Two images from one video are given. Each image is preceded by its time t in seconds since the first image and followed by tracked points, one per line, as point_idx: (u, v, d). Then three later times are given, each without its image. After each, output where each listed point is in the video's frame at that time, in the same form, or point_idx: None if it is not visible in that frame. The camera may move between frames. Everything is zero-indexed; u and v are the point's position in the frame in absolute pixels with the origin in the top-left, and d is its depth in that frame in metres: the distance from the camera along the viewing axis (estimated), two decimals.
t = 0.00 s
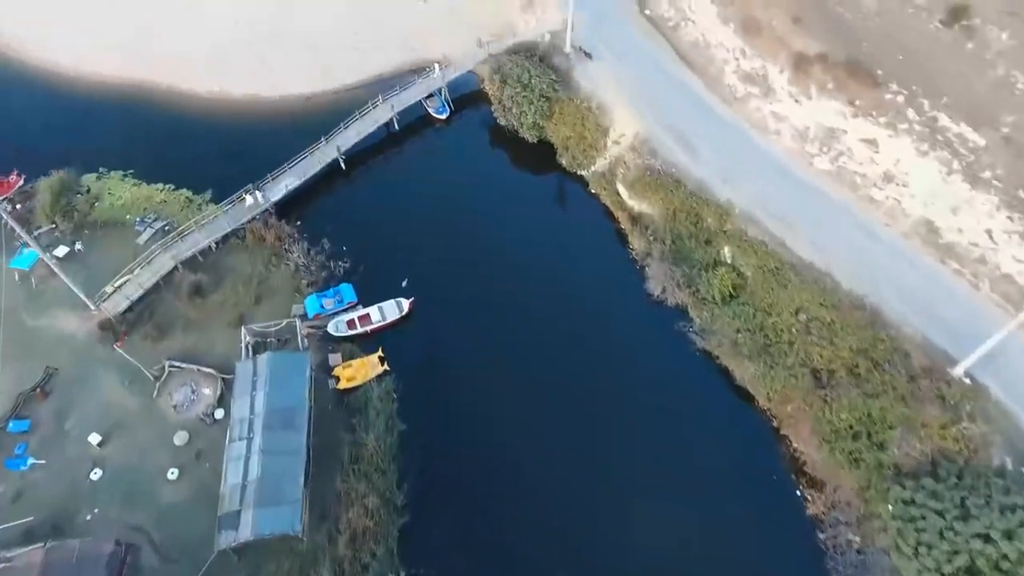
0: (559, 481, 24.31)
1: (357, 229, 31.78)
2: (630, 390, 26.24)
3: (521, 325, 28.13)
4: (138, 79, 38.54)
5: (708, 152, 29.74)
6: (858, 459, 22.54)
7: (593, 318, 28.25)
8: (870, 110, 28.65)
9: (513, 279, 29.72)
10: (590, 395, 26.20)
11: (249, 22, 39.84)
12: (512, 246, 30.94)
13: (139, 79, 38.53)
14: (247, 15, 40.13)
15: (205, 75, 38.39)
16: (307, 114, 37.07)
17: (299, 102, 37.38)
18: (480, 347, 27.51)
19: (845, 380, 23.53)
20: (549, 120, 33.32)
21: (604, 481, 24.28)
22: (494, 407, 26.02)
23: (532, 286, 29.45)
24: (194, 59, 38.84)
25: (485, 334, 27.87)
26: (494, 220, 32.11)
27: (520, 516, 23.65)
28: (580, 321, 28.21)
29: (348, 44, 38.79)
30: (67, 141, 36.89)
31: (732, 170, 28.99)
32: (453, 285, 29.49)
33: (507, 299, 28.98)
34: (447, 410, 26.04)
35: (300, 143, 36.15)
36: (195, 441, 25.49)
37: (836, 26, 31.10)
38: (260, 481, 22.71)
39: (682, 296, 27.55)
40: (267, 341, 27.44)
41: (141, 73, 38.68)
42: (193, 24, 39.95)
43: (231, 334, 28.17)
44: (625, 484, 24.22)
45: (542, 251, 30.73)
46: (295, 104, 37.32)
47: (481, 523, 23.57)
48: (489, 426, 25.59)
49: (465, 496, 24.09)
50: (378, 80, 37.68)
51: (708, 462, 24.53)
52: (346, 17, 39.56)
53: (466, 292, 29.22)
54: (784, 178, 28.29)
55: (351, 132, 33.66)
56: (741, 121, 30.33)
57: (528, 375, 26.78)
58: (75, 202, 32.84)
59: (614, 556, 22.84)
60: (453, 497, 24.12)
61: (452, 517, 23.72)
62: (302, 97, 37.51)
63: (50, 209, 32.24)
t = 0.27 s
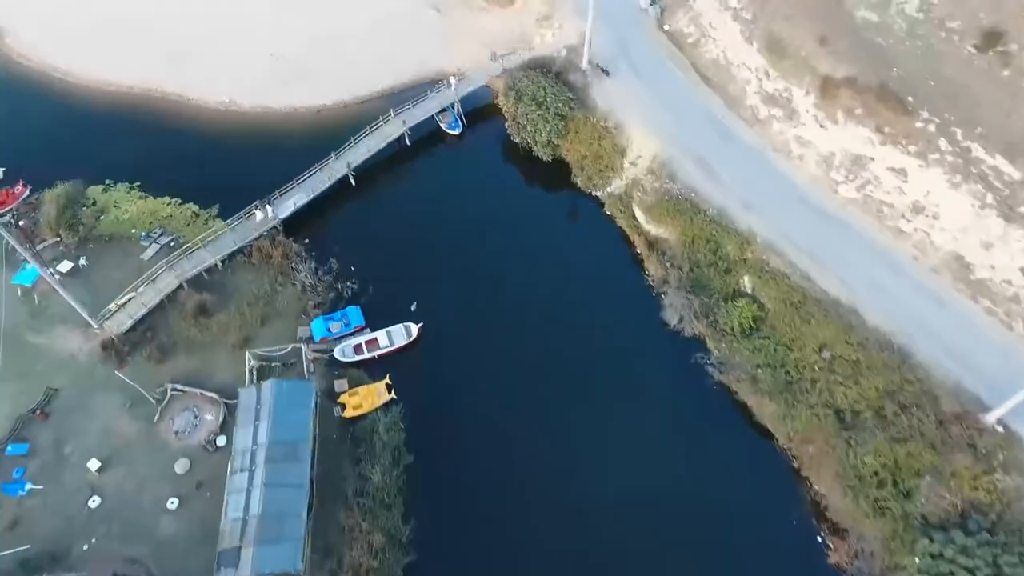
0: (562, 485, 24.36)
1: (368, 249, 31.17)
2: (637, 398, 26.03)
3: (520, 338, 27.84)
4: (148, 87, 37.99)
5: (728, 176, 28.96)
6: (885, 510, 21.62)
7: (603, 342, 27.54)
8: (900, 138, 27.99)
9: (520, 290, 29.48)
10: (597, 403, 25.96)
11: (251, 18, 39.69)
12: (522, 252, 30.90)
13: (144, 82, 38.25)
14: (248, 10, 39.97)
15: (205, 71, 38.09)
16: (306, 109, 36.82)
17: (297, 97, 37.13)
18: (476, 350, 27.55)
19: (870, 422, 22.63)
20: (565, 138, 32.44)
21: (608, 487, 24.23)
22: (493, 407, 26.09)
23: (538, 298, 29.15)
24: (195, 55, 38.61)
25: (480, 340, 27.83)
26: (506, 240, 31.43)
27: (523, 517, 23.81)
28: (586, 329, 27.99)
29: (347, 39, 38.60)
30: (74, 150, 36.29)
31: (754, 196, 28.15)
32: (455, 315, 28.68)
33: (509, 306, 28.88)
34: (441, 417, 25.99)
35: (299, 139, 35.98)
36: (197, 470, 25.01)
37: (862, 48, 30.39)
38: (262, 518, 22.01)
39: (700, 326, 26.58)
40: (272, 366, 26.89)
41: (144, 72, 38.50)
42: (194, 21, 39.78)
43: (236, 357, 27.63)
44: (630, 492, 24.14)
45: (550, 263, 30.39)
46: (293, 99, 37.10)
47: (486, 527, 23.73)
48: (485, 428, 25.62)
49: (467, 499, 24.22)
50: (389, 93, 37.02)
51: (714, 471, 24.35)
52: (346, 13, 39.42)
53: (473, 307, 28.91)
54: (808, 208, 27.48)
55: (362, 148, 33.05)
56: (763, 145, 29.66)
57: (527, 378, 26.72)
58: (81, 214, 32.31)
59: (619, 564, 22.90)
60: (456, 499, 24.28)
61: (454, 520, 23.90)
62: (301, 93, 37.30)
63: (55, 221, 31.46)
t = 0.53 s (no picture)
0: (582, 506, 24.08)
1: (380, 268, 30.43)
2: (661, 428, 25.35)
3: (538, 357, 27.32)
4: (162, 95, 37.50)
5: (755, 205, 27.98)
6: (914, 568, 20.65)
7: (626, 371, 26.76)
8: (936, 171, 26.97)
9: (538, 309, 28.79)
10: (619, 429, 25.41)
11: (250, 16, 39.31)
12: (540, 270, 30.14)
13: (144, 84, 37.98)
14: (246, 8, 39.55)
15: (204, 70, 37.85)
16: (305, 108, 36.52)
17: (297, 98, 36.79)
18: (491, 369, 27.10)
19: (900, 472, 21.79)
20: (584, 159, 31.52)
21: (629, 511, 23.88)
22: (512, 424, 25.75)
23: (556, 319, 28.44)
24: (195, 54, 38.33)
25: (497, 358, 27.36)
26: (524, 259, 30.58)
27: (540, 536, 23.61)
28: (609, 354, 27.28)
29: (348, 39, 38.25)
30: (87, 158, 35.82)
31: (780, 227, 27.19)
32: (473, 334, 28.07)
33: (527, 324, 28.28)
34: (455, 439, 25.54)
35: (298, 138, 35.77)
36: (199, 496, 24.37)
37: (900, 73, 29.59)
38: (265, 554, 21.32)
39: (721, 361, 25.59)
40: (278, 388, 26.14)
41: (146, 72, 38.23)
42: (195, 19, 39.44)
43: (243, 378, 26.93)
44: (651, 518, 23.73)
45: (569, 281, 29.66)
46: (293, 99, 36.75)
47: (503, 544, 23.57)
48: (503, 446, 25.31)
49: (484, 518, 23.98)
50: (405, 106, 36.28)
51: (734, 510, 23.60)
52: (360, 21, 38.83)
53: (490, 324, 28.33)
54: (838, 241, 26.40)
55: (378, 164, 32.43)
56: (791, 171, 28.63)
57: (546, 398, 26.26)
58: (91, 225, 31.83)
59: None
60: (473, 515, 24.07)
61: (472, 536, 23.72)
62: (301, 92, 36.98)
63: (64, 232, 31.05)
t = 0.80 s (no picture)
0: (602, 528, 23.51)
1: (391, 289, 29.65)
2: (681, 459, 24.63)
3: (556, 377, 26.76)
4: (177, 103, 37.10)
5: (780, 235, 26.90)
6: None
7: (646, 399, 26.05)
8: (974, 209, 26.13)
9: (556, 329, 28.12)
10: (639, 456, 24.83)
11: (249, 16, 39.75)
12: (558, 290, 29.41)
13: (142, 80, 38.06)
14: (244, 7, 40.11)
15: (201, 66, 38.06)
16: (306, 105, 36.52)
17: (298, 95, 36.88)
18: (509, 385, 26.60)
19: (930, 529, 20.82)
20: (604, 181, 30.64)
21: (649, 537, 23.24)
22: (529, 442, 25.25)
23: (573, 342, 27.74)
24: (191, 50, 38.61)
25: (515, 376, 26.80)
26: (543, 280, 29.81)
27: (558, 556, 23.09)
28: (628, 380, 26.58)
29: (348, 39, 38.61)
30: (98, 165, 35.37)
31: (805, 259, 26.11)
32: (492, 350, 27.52)
33: (544, 343, 27.69)
34: (470, 460, 25.00)
35: (299, 135, 35.69)
36: (200, 524, 23.72)
37: (938, 104, 28.89)
38: None
39: (742, 400, 24.67)
40: (284, 413, 25.51)
41: (143, 67, 38.42)
42: (192, 17, 39.92)
43: (248, 401, 26.23)
44: (671, 548, 23.03)
45: (588, 303, 28.98)
46: (293, 96, 36.83)
47: (520, 562, 23.09)
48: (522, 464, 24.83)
49: (500, 537, 23.52)
50: (423, 121, 35.78)
51: (753, 552, 22.74)
52: (380, 34, 38.73)
53: (508, 342, 27.75)
54: (867, 277, 25.35)
55: (392, 180, 31.72)
56: (820, 202, 27.53)
57: (564, 419, 25.71)
58: (101, 235, 31.36)
59: None
60: (490, 532, 23.63)
61: (489, 554, 23.26)
62: (301, 90, 37.04)
63: (74, 243, 30.60)
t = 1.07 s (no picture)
0: (621, 550, 23.01)
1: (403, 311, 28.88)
2: (699, 492, 23.81)
3: (576, 397, 26.18)
4: (192, 110, 36.66)
5: (808, 272, 25.91)
6: None
7: (665, 427, 25.30)
8: (1015, 251, 25.34)
9: (574, 352, 27.41)
10: (658, 481, 24.20)
11: (248, 16, 39.77)
12: (576, 313, 28.59)
13: (142, 79, 37.96)
14: (242, 6, 40.22)
15: (200, 66, 38.03)
16: (306, 104, 36.35)
17: (298, 94, 36.72)
18: (529, 400, 26.14)
19: None
20: (626, 205, 29.70)
21: (667, 566, 22.61)
22: (547, 462, 24.78)
23: (591, 364, 27.04)
24: (189, 49, 38.60)
25: (533, 395, 26.27)
26: (562, 303, 29.00)
27: None
28: (648, 407, 25.83)
29: (348, 39, 38.53)
30: (109, 174, 34.90)
31: (834, 296, 25.19)
32: (511, 368, 27.00)
33: (562, 363, 27.10)
34: (487, 479, 24.51)
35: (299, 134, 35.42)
36: (200, 554, 23.10)
37: (980, 138, 28.21)
38: None
39: (763, 441, 23.75)
40: (290, 439, 24.88)
41: (141, 67, 38.39)
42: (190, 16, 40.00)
43: (254, 426, 25.60)
44: None
45: (606, 324, 28.19)
46: (293, 95, 36.66)
47: None
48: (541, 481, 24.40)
49: (519, 554, 23.12)
50: (441, 135, 35.04)
51: None
52: (401, 46, 38.17)
53: (528, 360, 27.21)
54: (899, 317, 24.47)
55: (408, 197, 30.95)
56: (850, 236, 26.60)
57: (581, 441, 25.17)
58: (111, 246, 30.88)
59: None
60: (507, 550, 23.21)
61: (505, 571, 22.86)
62: (301, 89, 36.86)
63: (83, 253, 30.16)
